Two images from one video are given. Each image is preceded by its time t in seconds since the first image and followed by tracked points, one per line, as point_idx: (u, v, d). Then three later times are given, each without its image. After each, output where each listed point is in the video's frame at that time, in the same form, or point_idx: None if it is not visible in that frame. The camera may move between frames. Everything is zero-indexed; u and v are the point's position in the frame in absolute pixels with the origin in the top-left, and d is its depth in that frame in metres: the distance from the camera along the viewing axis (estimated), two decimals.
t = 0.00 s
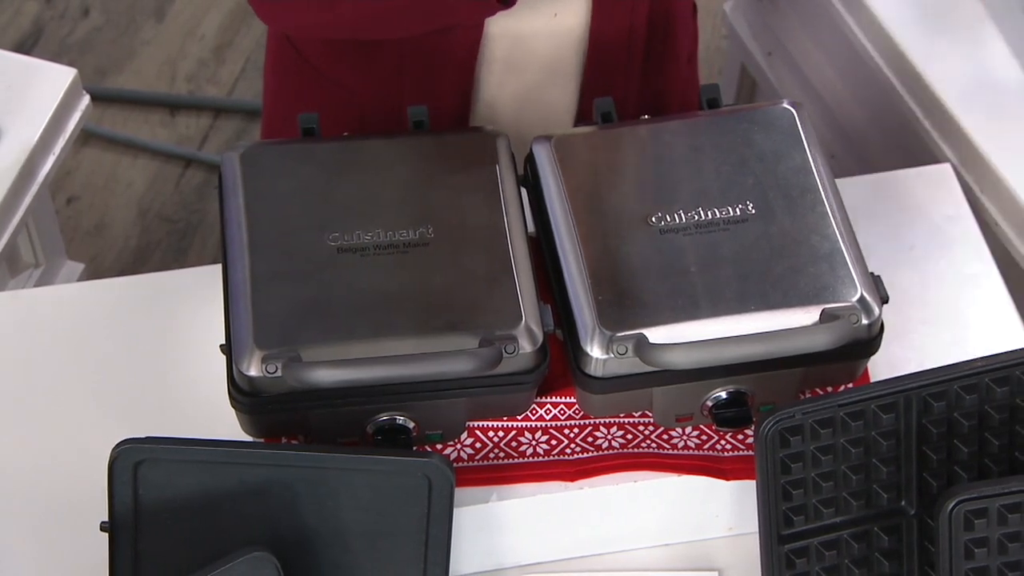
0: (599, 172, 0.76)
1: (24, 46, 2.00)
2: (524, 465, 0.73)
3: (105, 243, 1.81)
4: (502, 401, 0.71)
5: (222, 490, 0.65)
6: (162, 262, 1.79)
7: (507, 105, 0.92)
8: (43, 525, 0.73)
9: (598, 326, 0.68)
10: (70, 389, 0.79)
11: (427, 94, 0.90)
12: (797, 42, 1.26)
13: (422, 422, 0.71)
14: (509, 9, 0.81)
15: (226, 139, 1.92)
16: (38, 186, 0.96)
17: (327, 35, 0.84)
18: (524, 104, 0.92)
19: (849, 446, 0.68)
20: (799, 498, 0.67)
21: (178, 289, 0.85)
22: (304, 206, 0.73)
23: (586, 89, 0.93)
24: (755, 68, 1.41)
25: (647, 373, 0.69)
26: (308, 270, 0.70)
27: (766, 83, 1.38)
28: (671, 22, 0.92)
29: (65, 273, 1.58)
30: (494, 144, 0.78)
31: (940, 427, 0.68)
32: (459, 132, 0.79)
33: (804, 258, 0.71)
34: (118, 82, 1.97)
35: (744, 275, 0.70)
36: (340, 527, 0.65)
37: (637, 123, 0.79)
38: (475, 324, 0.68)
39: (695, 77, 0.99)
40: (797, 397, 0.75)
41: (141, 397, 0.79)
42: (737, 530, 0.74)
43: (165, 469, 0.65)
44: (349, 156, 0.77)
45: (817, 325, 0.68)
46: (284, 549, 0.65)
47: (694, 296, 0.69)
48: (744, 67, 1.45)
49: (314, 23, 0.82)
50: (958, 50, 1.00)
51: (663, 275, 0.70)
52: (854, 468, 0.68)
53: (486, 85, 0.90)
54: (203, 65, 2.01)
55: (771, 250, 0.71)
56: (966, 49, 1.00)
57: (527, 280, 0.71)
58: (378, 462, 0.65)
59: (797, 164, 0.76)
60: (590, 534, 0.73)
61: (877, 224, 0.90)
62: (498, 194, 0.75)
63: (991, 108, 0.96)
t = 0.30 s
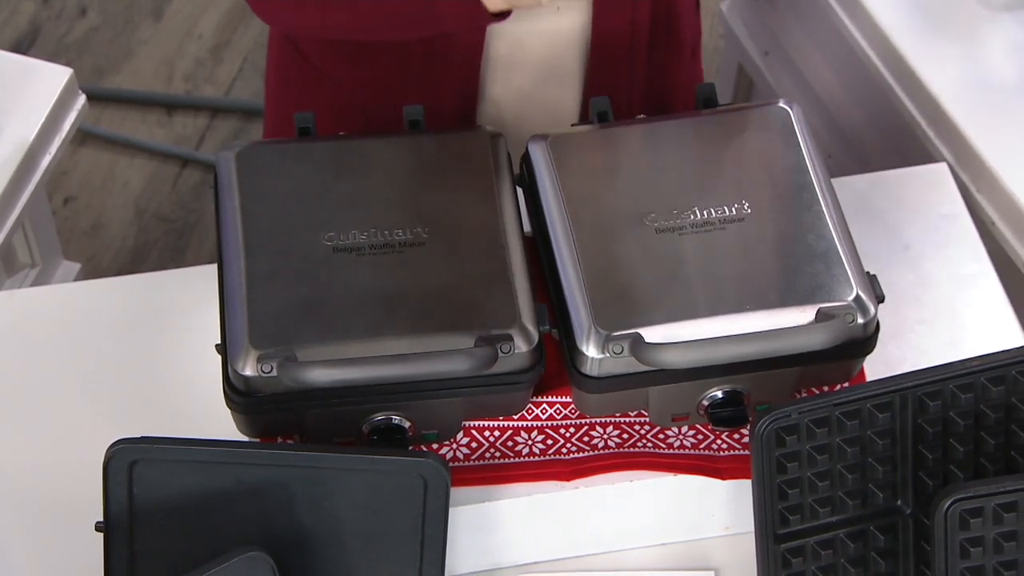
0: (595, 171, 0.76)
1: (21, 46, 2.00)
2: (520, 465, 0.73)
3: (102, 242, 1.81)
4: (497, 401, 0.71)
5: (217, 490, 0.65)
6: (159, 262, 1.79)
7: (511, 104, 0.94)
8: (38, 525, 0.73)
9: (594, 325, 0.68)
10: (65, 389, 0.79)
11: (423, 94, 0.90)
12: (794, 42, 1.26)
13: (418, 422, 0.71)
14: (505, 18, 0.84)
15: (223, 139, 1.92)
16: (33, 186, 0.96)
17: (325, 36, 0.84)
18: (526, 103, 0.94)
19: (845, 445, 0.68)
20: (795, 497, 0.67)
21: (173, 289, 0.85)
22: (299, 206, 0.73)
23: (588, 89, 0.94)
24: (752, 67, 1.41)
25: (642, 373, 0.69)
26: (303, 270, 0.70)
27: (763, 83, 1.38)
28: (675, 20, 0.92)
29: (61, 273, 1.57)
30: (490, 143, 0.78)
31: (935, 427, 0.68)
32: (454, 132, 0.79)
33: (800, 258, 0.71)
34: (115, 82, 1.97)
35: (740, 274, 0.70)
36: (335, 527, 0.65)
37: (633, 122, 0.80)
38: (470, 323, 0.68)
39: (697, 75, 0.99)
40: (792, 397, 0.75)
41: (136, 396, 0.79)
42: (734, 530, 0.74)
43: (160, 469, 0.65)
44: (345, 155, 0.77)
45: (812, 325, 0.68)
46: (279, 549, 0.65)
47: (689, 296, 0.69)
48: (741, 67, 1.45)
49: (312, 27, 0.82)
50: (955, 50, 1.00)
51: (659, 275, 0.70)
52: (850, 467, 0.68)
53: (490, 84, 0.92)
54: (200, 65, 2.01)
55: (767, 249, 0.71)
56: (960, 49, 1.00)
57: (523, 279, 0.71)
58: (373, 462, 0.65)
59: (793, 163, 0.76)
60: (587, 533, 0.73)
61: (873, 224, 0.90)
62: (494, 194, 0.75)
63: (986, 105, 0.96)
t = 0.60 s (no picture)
0: (593, 171, 0.76)
1: (19, 46, 2.00)
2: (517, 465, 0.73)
3: (101, 242, 1.81)
4: (495, 401, 0.71)
5: (214, 491, 0.65)
6: (158, 262, 1.79)
7: (511, 104, 0.93)
8: (35, 526, 0.73)
9: (592, 325, 0.68)
10: (63, 389, 0.79)
11: (422, 94, 0.90)
12: (793, 42, 1.26)
13: (416, 422, 0.71)
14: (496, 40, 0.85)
15: (222, 139, 1.92)
16: (31, 186, 0.96)
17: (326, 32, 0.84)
18: (527, 103, 0.93)
19: (843, 445, 0.68)
20: (793, 497, 0.67)
21: (171, 289, 0.85)
22: (298, 206, 0.73)
23: (587, 89, 0.94)
24: (751, 67, 1.41)
25: (640, 372, 0.69)
26: (301, 270, 0.70)
27: (762, 83, 1.38)
28: (674, 19, 0.93)
29: (59, 272, 1.57)
30: (489, 143, 0.78)
31: (934, 427, 0.68)
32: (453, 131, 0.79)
33: (798, 257, 0.71)
34: (114, 82, 1.97)
35: (739, 273, 0.70)
36: (333, 528, 0.65)
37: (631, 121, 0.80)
38: (468, 323, 0.68)
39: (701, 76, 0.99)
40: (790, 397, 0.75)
41: (134, 396, 0.79)
42: (732, 530, 0.74)
43: (158, 469, 0.65)
44: (344, 155, 0.77)
45: (810, 325, 0.68)
46: (277, 549, 0.65)
47: (687, 296, 0.69)
48: (740, 67, 1.46)
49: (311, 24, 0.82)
50: (954, 49, 1.00)
51: (657, 275, 0.70)
52: (848, 467, 0.68)
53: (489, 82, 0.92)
54: (199, 65, 2.01)
55: (765, 249, 0.71)
56: (959, 49, 1.00)
57: (521, 280, 0.71)
58: (371, 461, 0.65)
59: (791, 163, 0.76)
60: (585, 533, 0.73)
61: (872, 223, 0.90)
62: (493, 194, 0.75)
63: (984, 104, 0.95)
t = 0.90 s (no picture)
0: (593, 170, 0.76)
1: (19, 47, 2.00)
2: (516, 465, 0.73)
3: (101, 242, 1.81)
4: (495, 401, 0.71)
5: (213, 491, 0.65)
6: (157, 262, 1.79)
7: (512, 103, 0.93)
8: (35, 526, 0.73)
9: (590, 325, 0.68)
10: (62, 389, 0.79)
11: (421, 94, 0.90)
12: (792, 42, 1.27)
13: (415, 422, 0.71)
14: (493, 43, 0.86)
15: (222, 139, 1.92)
16: (30, 186, 0.96)
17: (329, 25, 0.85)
18: (527, 102, 0.93)
19: (842, 445, 0.68)
20: (792, 497, 0.67)
21: (170, 289, 0.85)
22: (297, 205, 0.73)
23: (587, 89, 0.94)
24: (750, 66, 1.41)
25: (639, 372, 0.69)
26: (300, 270, 0.70)
27: (761, 83, 1.38)
28: (673, 17, 0.93)
29: (59, 272, 1.57)
30: (488, 143, 0.78)
31: (932, 426, 0.68)
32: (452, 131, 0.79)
33: (797, 257, 0.71)
34: (113, 82, 1.97)
35: (738, 273, 0.70)
36: (332, 528, 0.65)
37: (630, 121, 0.80)
38: (467, 323, 0.68)
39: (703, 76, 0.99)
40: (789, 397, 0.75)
41: (133, 396, 0.79)
42: (731, 530, 0.74)
43: (157, 469, 0.65)
44: (343, 155, 0.77)
45: (809, 324, 0.68)
46: (276, 549, 0.65)
47: (686, 296, 0.69)
48: (740, 67, 1.46)
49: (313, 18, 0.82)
50: (953, 49, 1.00)
51: (656, 275, 0.70)
52: (847, 467, 0.68)
53: (489, 81, 0.92)
54: (198, 65, 2.01)
55: (764, 249, 0.71)
56: (959, 49, 1.00)
57: (520, 279, 0.71)
58: (370, 461, 0.65)
59: (790, 163, 0.76)
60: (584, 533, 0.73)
61: (872, 224, 0.90)
62: (491, 194, 0.75)
63: (983, 104, 0.95)
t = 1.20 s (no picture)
0: (593, 170, 0.76)
1: (19, 47, 2.00)
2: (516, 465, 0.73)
3: (101, 242, 1.81)
4: (495, 401, 0.71)
5: (214, 491, 0.65)
6: (157, 262, 1.79)
7: (514, 103, 0.93)
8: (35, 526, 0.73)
9: (590, 325, 0.68)
10: (62, 389, 0.79)
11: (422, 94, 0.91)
12: (792, 42, 1.27)
13: (415, 422, 0.71)
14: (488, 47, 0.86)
15: (222, 139, 1.92)
16: (30, 187, 0.96)
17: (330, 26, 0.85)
18: (530, 103, 0.93)
19: (842, 445, 0.68)
20: (792, 497, 0.67)
21: (170, 289, 0.85)
22: (297, 206, 0.73)
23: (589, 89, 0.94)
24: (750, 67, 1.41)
25: (639, 372, 0.69)
26: (301, 271, 0.70)
27: (761, 83, 1.38)
28: (674, 17, 0.93)
29: (59, 273, 1.57)
30: (488, 143, 0.78)
31: (932, 427, 0.68)
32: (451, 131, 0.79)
33: (797, 257, 0.71)
34: (113, 82, 1.97)
35: (738, 274, 0.70)
36: (332, 528, 0.65)
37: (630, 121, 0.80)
38: (468, 323, 0.68)
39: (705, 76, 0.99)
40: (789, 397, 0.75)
41: (133, 396, 0.79)
42: (731, 530, 0.74)
43: (158, 469, 0.65)
44: (343, 155, 0.77)
45: (809, 325, 0.68)
46: (276, 549, 0.65)
47: (685, 296, 0.69)
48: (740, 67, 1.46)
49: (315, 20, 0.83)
50: (952, 49, 1.00)
51: (656, 275, 0.70)
52: (847, 467, 0.68)
53: (492, 82, 0.92)
54: (198, 65, 2.01)
55: (764, 249, 0.71)
56: (958, 50, 1.00)
57: (520, 280, 0.71)
58: (370, 461, 0.65)
59: (790, 163, 0.76)
60: (584, 533, 0.73)
61: (872, 224, 0.90)
62: (491, 195, 0.75)
63: (982, 104, 0.96)
